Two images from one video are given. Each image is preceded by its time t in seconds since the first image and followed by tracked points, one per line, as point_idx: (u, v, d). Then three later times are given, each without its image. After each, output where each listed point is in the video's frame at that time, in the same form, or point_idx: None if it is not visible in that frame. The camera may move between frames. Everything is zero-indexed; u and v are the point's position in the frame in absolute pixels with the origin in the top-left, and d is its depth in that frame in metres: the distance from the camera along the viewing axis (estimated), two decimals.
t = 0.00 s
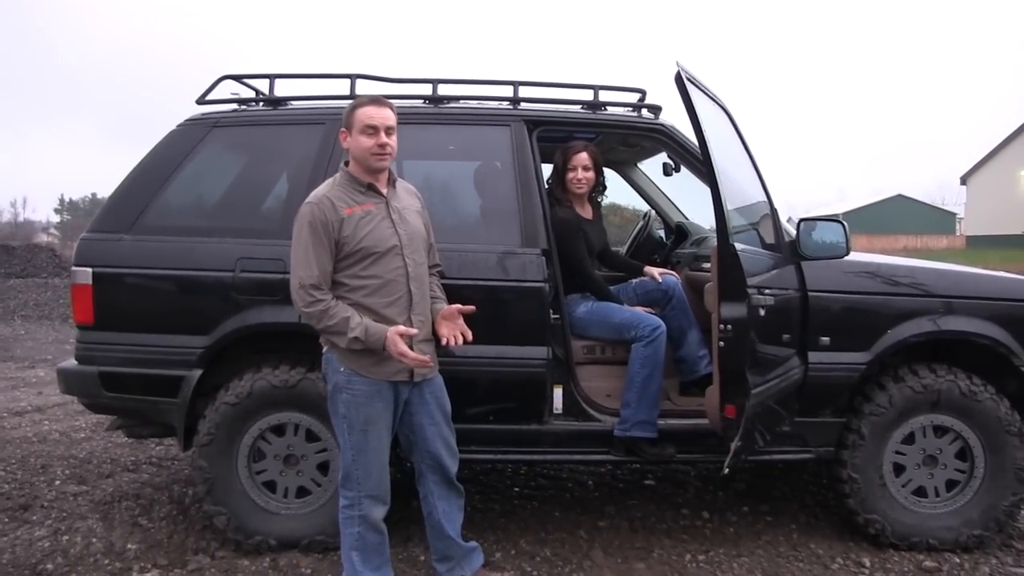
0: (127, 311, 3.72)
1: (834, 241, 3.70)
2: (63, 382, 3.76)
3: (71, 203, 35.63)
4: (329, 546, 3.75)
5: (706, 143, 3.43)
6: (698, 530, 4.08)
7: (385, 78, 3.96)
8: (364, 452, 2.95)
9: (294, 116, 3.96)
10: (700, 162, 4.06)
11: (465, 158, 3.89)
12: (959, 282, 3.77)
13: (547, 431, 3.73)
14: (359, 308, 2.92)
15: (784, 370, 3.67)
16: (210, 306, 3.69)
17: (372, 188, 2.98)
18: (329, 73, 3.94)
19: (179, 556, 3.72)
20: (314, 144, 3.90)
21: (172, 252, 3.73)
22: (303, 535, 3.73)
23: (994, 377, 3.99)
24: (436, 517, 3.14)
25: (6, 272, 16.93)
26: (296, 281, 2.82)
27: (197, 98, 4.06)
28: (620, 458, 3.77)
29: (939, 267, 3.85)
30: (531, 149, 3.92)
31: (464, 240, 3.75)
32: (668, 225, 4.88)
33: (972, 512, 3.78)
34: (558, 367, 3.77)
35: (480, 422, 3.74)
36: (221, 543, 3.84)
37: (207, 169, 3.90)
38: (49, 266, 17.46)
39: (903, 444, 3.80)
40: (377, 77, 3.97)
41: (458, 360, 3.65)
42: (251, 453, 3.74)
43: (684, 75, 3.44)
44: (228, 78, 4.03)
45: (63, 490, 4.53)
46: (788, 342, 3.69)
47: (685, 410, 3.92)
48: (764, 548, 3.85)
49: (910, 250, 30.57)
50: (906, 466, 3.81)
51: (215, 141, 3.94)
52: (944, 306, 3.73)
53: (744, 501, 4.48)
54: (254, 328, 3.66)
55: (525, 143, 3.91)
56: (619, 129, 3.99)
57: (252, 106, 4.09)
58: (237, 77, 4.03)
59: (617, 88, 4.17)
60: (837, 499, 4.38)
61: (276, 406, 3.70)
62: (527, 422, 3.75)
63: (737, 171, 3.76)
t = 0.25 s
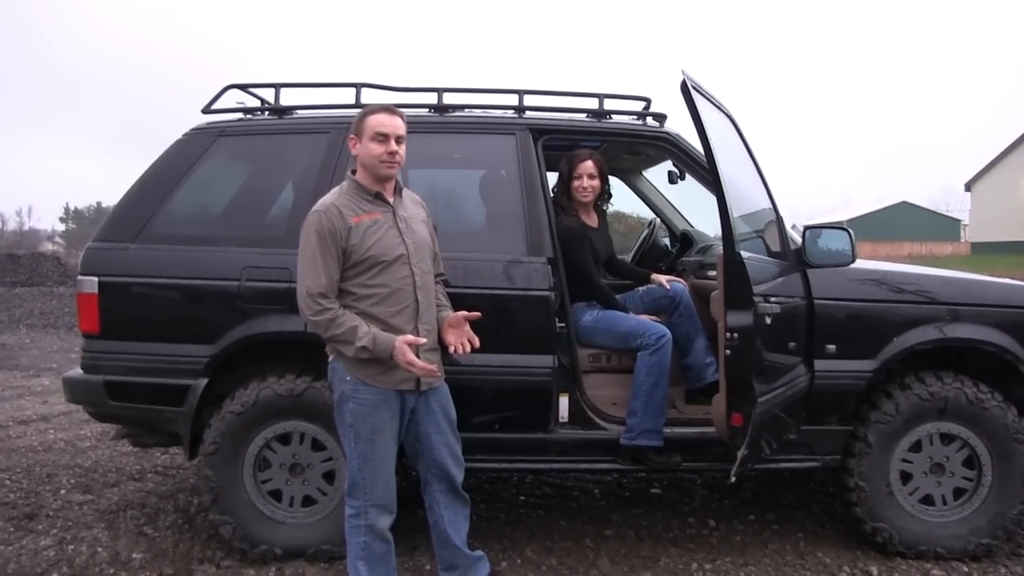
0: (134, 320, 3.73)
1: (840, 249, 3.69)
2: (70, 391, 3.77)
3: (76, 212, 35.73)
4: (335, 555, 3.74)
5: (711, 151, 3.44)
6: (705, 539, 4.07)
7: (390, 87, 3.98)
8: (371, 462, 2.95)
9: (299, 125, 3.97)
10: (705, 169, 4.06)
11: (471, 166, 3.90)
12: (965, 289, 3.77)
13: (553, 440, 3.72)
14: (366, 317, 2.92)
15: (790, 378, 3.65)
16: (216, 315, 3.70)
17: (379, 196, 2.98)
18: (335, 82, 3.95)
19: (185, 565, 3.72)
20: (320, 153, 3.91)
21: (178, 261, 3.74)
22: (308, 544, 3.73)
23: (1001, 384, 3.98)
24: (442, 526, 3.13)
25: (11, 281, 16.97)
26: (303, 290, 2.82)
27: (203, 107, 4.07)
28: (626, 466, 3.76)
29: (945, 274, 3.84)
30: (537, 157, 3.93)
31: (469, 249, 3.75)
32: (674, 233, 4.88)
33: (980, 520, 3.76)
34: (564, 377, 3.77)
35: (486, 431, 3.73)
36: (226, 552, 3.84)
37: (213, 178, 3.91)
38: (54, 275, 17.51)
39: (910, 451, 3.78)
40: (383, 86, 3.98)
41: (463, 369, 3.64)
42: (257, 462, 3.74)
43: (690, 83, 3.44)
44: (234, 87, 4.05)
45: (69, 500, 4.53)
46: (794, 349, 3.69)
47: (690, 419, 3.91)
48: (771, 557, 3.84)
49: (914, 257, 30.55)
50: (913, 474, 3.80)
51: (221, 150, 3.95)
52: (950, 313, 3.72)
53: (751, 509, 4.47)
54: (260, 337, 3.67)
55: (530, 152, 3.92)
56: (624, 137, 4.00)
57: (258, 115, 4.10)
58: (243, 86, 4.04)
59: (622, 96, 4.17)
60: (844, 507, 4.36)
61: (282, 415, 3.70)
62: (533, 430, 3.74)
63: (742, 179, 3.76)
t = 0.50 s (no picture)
0: (136, 327, 3.73)
1: (842, 253, 3.70)
2: (72, 399, 3.77)
3: (77, 220, 35.78)
4: (338, 562, 3.74)
5: (712, 155, 3.44)
6: (708, 544, 4.06)
7: (391, 94, 3.98)
8: (373, 468, 2.94)
9: (300, 132, 3.98)
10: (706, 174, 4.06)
11: (472, 172, 3.90)
12: (967, 292, 3.76)
13: (555, 446, 3.72)
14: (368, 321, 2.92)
15: (792, 383, 3.65)
16: (218, 322, 3.70)
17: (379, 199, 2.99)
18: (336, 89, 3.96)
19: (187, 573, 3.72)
20: (321, 159, 3.92)
21: (180, 268, 3.75)
22: (311, 551, 3.72)
23: (1004, 388, 3.98)
24: (445, 533, 3.13)
25: (13, 289, 17.00)
26: (305, 292, 2.82)
27: (204, 115, 4.08)
28: (629, 472, 3.75)
29: (947, 278, 3.84)
30: (538, 163, 3.93)
31: (471, 255, 3.75)
32: (676, 239, 4.88)
33: (984, 524, 3.75)
34: (565, 383, 3.76)
35: (488, 437, 3.73)
36: (229, 560, 3.84)
37: (215, 186, 3.92)
38: (56, 282, 17.54)
39: (913, 455, 3.78)
40: (384, 93, 3.99)
41: (465, 375, 3.64)
42: (260, 469, 3.74)
43: (690, 88, 3.45)
44: (235, 94, 4.06)
45: (71, 507, 4.53)
46: (797, 354, 3.68)
47: (693, 424, 3.90)
48: (774, 562, 3.83)
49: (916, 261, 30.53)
50: (916, 478, 3.79)
51: (223, 157, 3.96)
52: (952, 317, 3.72)
53: (753, 514, 4.46)
54: (262, 344, 3.67)
55: (531, 158, 3.92)
56: (625, 142, 4.00)
57: (259, 122, 4.11)
58: (244, 94, 4.05)
59: (623, 102, 4.18)
60: (847, 512, 4.35)
61: (284, 422, 3.70)
62: (535, 436, 3.74)
63: (744, 183, 3.76)
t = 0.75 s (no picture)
0: (136, 328, 3.73)
1: (842, 254, 3.69)
2: (72, 401, 3.77)
3: (79, 221, 35.80)
4: (337, 564, 3.74)
5: (712, 157, 3.44)
6: (708, 546, 4.06)
7: (391, 95, 3.99)
8: (373, 470, 2.94)
9: (300, 134, 3.98)
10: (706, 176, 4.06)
11: (472, 174, 3.90)
12: (967, 294, 3.76)
13: (555, 447, 3.71)
14: (368, 323, 2.92)
15: (792, 385, 3.65)
16: (217, 324, 3.70)
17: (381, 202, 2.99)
18: (335, 91, 3.97)
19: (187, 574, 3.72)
20: (321, 161, 3.92)
21: (180, 269, 3.75)
22: (311, 553, 3.72)
23: (1005, 390, 3.97)
24: (444, 535, 3.13)
25: (14, 290, 17.01)
26: (305, 295, 2.82)
27: (204, 116, 4.09)
28: (629, 473, 3.75)
29: (947, 280, 3.84)
30: (538, 165, 3.93)
31: (470, 256, 3.76)
32: (676, 240, 4.88)
33: (984, 526, 3.75)
34: (565, 385, 3.77)
35: (488, 438, 3.73)
36: (229, 561, 3.84)
37: (215, 188, 3.92)
38: (57, 284, 17.55)
39: (913, 457, 3.77)
40: (383, 95, 3.99)
41: (465, 377, 3.64)
42: (260, 471, 3.74)
43: (689, 89, 3.45)
44: (235, 96, 4.06)
45: (71, 509, 4.53)
46: (797, 355, 3.68)
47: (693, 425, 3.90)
48: (774, 564, 3.82)
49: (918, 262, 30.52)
50: (916, 480, 3.78)
51: (222, 159, 3.96)
52: (952, 319, 3.72)
53: (754, 516, 4.46)
54: (262, 345, 3.67)
55: (531, 159, 3.93)
56: (624, 144, 4.00)
57: (259, 124, 4.11)
58: (243, 95, 4.06)
59: (623, 104, 4.18)
60: (847, 514, 4.35)
61: (284, 424, 3.70)
62: (535, 438, 3.74)
63: (744, 185, 3.76)
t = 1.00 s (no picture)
0: (137, 333, 3.74)
1: (842, 253, 3.69)
2: (74, 406, 3.78)
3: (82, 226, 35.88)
4: (340, 566, 3.74)
5: (711, 157, 3.44)
6: (711, 545, 4.06)
7: (390, 98, 3.99)
8: (374, 473, 2.94)
9: (300, 137, 3.99)
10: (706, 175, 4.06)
11: (471, 176, 3.90)
12: (969, 292, 3.75)
13: (557, 448, 3.71)
14: (368, 327, 2.92)
15: (793, 385, 3.64)
16: (219, 328, 3.70)
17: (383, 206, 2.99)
18: (334, 94, 3.97)
19: None
20: (321, 164, 3.93)
21: (181, 274, 3.76)
22: (313, 556, 3.73)
23: (1007, 387, 3.96)
24: (446, 537, 3.13)
25: (18, 295, 17.05)
26: (306, 299, 2.82)
27: (204, 121, 4.09)
28: (631, 474, 3.75)
29: (949, 278, 3.83)
30: (537, 166, 3.93)
31: (470, 258, 3.76)
32: (677, 240, 4.87)
33: (987, 524, 3.74)
34: (566, 386, 3.77)
35: (490, 440, 3.73)
36: (232, 565, 3.84)
37: (215, 192, 3.92)
38: (61, 289, 17.60)
39: (915, 456, 3.76)
40: (382, 97, 3.99)
41: (466, 379, 3.64)
42: (262, 474, 3.74)
43: (687, 90, 3.44)
44: (234, 100, 4.07)
45: (75, 513, 4.54)
46: (798, 355, 3.67)
47: (694, 425, 3.90)
48: (777, 563, 3.82)
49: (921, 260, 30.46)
50: (919, 478, 3.77)
51: (222, 163, 3.96)
52: (954, 317, 3.71)
53: (757, 515, 4.45)
54: (263, 349, 3.68)
55: (530, 161, 3.93)
56: (624, 144, 4.00)
57: (258, 128, 4.12)
58: (243, 99, 4.06)
59: (622, 104, 4.18)
60: (850, 512, 4.34)
61: (286, 427, 3.70)
62: (536, 439, 3.74)
63: (743, 185, 3.76)
